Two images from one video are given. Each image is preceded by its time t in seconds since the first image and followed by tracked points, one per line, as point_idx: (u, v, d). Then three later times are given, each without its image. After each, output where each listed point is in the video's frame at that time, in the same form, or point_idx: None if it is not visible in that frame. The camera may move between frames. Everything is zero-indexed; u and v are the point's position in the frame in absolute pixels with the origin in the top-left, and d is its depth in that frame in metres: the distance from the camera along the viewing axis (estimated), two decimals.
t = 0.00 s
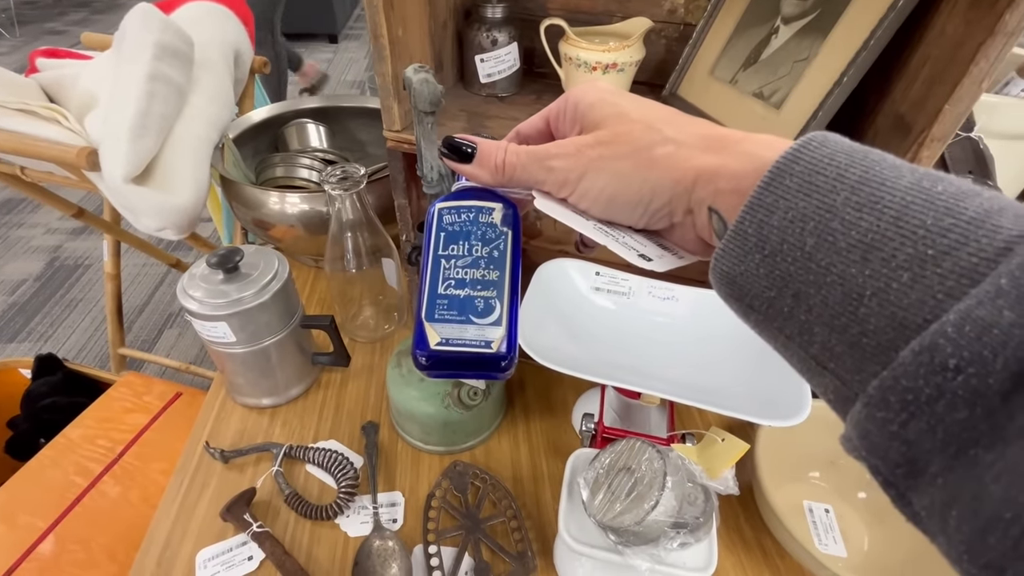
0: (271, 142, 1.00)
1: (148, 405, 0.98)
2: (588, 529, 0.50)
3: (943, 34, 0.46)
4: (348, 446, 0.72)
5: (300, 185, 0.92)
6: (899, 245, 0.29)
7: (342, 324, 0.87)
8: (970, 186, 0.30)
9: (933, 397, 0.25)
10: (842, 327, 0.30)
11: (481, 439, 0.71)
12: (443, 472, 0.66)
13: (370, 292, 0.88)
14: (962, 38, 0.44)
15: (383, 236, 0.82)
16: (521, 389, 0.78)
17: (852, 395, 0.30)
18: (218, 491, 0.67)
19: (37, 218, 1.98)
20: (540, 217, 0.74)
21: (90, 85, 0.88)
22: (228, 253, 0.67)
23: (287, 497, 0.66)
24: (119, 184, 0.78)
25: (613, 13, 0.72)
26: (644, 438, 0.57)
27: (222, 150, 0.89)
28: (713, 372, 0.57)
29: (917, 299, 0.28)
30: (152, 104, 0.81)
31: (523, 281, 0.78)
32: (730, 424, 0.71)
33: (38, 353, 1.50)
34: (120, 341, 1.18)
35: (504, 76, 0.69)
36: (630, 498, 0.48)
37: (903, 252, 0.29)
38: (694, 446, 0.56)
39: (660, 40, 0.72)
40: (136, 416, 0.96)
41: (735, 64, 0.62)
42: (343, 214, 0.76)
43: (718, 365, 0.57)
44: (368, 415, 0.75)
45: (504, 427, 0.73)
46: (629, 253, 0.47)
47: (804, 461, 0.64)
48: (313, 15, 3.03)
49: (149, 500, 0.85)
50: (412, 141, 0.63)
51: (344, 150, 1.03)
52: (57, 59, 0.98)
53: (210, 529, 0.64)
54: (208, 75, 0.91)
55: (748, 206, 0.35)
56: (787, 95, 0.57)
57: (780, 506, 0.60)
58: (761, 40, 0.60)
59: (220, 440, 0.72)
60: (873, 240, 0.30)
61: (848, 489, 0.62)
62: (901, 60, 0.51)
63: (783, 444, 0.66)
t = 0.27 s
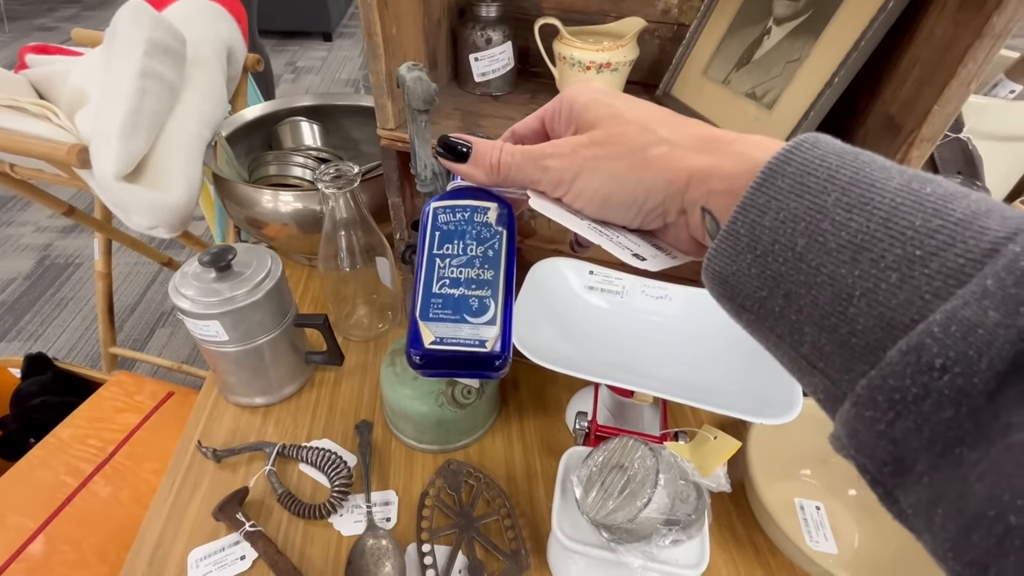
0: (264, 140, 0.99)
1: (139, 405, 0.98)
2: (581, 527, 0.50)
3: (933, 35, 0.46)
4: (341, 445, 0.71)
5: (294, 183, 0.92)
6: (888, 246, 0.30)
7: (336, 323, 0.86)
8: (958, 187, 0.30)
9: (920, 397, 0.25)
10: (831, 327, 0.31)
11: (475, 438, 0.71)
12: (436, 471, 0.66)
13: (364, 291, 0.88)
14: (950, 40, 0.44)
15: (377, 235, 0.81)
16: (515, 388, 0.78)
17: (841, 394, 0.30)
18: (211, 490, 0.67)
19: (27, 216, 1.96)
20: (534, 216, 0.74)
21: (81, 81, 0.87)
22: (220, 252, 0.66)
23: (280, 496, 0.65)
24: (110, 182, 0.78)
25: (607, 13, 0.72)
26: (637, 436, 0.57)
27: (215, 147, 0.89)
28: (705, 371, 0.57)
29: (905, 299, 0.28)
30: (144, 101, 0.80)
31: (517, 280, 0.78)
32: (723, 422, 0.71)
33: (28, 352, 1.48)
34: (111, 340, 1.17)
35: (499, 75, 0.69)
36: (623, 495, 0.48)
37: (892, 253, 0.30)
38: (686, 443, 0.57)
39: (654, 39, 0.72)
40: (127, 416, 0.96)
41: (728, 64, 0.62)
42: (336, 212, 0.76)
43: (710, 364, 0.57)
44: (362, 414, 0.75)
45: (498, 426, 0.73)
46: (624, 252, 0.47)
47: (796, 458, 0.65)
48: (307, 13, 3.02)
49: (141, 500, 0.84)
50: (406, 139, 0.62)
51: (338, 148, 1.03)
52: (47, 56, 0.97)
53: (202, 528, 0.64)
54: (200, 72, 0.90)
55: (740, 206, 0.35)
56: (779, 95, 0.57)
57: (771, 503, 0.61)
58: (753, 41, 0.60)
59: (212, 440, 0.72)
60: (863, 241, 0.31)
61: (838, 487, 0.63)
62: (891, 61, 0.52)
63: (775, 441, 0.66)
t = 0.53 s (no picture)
0: (257, 139, 0.99)
1: (130, 405, 0.97)
2: (576, 527, 0.50)
3: (924, 38, 0.47)
4: (335, 446, 0.71)
5: (287, 182, 0.91)
6: (888, 259, 0.30)
7: (330, 322, 0.86)
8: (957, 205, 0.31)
9: (918, 407, 0.25)
10: (831, 336, 0.31)
11: (469, 437, 0.71)
12: (431, 471, 0.66)
13: (358, 290, 0.88)
14: (942, 43, 0.45)
15: (372, 234, 0.81)
16: (510, 388, 0.78)
17: (839, 406, 0.30)
18: (203, 491, 0.67)
19: (14, 214, 1.93)
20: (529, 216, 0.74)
21: (70, 78, 0.86)
22: (213, 252, 0.66)
23: (273, 497, 0.65)
24: (101, 180, 0.77)
25: (602, 13, 0.72)
26: (632, 436, 0.57)
27: (208, 146, 0.88)
28: (699, 371, 0.57)
29: (905, 310, 0.29)
30: (135, 99, 0.79)
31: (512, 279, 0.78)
32: (716, 422, 0.72)
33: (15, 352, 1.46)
34: (101, 339, 1.16)
35: (494, 74, 0.69)
36: (618, 495, 0.48)
37: (892, 266, 0.30)
38: (680, 443, 0.57)
39: (648, 40, 0.72)
40: (117, 416, 0.95)
41: (723, 65, 0.63)
42: (330, 211, 0.76)
43: (704, 364, 0.58)
44: (356, 414, 0.75)
45: (492, 426, 0.73)
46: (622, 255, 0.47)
47: (789, 457, 0.65)
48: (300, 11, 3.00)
49: (132, 501, 0.84)
50: (400, 139, 0.62)
51: (332, 147, 1.02)
52: (35, 51, 0.95)
53: (195, 530, 0.63)
54: (192, 70, 0.89)
55: (745, 217, 0.35)
56: (773, 97, 0.57)
57: (764, 502, 0.61)
58: (748, 42, 0.60)
59: (204, 440, 0.71)
60: (864, 254, 0.31)
61: (831, 485, 0.63)
62: (883, 63, 0.52)
63: (768, 441, 0.67)
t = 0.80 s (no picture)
0: (247, 141, 0.99)
1: (118, 408, 0.96)
2: (564, 529, 0.51)
3: (902, 54, 0.48)
4: (326, 449, 0.71)
5: (278, 185, 0.91)
6: (857, 342, 0.32)
7: (321, 325, 0.86)
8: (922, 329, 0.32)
9: (873, 455, 0.28)
10: (802, 399, 0.32)
11: (460, 440, 0.72)
12: (422, 474, 0.67)
13: (349, 293, 0.88)
14: (918, 58, 0.46)
15: (363, 238, 0.81)
16: (500, 391, 0.79)
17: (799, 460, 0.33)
18: (193, 495, 0.67)
19: None
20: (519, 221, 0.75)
21: (58, 80, 0.86)
22: (203, 256, 0.66)
23: (263, 500, 0.65)
24: (89, 183, 0.77)
25: (592, 21, 0.73)
26: (620, 439, 0.58)
27: (197, 148, 0.88)
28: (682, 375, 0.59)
29: (872, 388, 0.30)
30: (124, 101, 0.79)
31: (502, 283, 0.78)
32: (703, 425, 0.73)
33: None
34: (88, 341, 1.15)
35: (485, 81, 0.70)
36: (605, 497, 0.49)
37: (862, 350, 0.31)
38: (667, 445, 0.58)
39: (637, 48, 0.74)
40: (105, 419, 0.94)
41: (709, 75, 0.64)
42: (322, 215, 0.76)
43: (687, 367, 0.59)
44: (347, 417, 0.75)
45: (483, 429, 0.74)
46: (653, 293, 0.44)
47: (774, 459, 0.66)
48: (290, 10, 2.98)
49: (120, 505, 0.83)
50: (392, 145, 0.63)
51: (322, 150, 1.02)
52: (22, 51, 0.95)
53: (184, 534, 0.63)
54: (182, 72, 0.89)
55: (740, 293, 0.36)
56: (757, 107, 0.58)
57: (748, 503, 0.62)
58: (733, 53, 0.62)
59: (194, 444, 0.71)
60: (839, 340, 0.32)
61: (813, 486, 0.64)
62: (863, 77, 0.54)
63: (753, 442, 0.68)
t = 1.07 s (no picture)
0: (240, 141, 0.99)
1: (108, 410, 0.95)
2: (555, 530, 0.51)
3: (889, 58, 0.49)
4: (318, 451, 0.71)
5: (270, 185, 0.91)
6: (824, 396, 0.35)
7: (313, 326, 0.86)
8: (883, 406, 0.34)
9: (824, 502, 0.31)
10: (765, 443, 0.36)
11: (452, 441, 0.72)
12: (414, 475, 0.67)
13: (341, 294, 0.88)
14: (904, 63, 0.47)
15: (355, 238, 0.81)
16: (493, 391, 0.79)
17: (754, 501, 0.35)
18: (184, 497, 0.66)
19: None
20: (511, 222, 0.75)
21: (48, 78, 0.85)
22: (195, 257, 0.66)
23: (255, 502, 0.65)
24: (80, 183, 0.76)
25: (584, 23, 0.73)
26: (610, 440, 0.58)
27: (189, 148, 0.88)
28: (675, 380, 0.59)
29: (829, 439, 0.33)
30: (115, 101, 0.78)
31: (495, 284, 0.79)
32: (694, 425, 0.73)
33: None
34: (78, 342, 1.14)
35: (477, 82, 0.70)
36: (596, 498, 0.50)
37: (825, 403, 0.34)
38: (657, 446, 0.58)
39: (629, 51, 0.74)
40: (95, 421, 0.93)
41: (700, 78, 0.64)
42: (314, 216, 0.76)
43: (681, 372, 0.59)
44: (339, 418, 0.75)
45: (475, 429, 0.74)
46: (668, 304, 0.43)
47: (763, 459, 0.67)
48: (284, 8, 2.97)
49: (111, 507, 0.83)
50: (384, 146, 0.63)
51: (315, 149, 1.02)
52: (10, 49, 0.94)
53: (175, 536, 0.63)
54: (174, 72, 0.88)
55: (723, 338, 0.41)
56: (747, 110, 0.59)
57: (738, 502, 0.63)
58: (724, 57, 0.62)
59: (186, 445, 0.71)
60: (805, 391, 0.35)
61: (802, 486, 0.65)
62: (851, 81, 0.54)
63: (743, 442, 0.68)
